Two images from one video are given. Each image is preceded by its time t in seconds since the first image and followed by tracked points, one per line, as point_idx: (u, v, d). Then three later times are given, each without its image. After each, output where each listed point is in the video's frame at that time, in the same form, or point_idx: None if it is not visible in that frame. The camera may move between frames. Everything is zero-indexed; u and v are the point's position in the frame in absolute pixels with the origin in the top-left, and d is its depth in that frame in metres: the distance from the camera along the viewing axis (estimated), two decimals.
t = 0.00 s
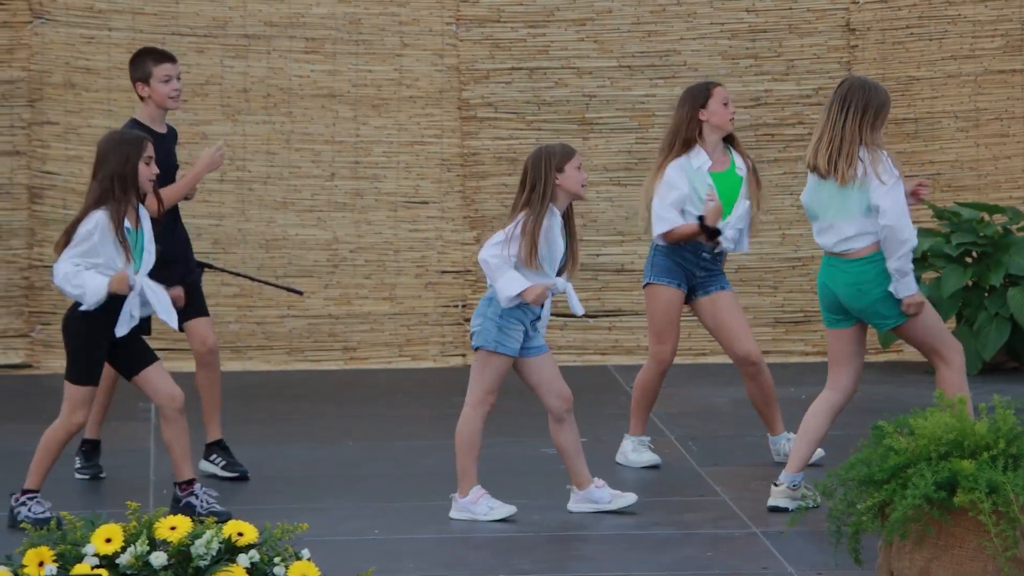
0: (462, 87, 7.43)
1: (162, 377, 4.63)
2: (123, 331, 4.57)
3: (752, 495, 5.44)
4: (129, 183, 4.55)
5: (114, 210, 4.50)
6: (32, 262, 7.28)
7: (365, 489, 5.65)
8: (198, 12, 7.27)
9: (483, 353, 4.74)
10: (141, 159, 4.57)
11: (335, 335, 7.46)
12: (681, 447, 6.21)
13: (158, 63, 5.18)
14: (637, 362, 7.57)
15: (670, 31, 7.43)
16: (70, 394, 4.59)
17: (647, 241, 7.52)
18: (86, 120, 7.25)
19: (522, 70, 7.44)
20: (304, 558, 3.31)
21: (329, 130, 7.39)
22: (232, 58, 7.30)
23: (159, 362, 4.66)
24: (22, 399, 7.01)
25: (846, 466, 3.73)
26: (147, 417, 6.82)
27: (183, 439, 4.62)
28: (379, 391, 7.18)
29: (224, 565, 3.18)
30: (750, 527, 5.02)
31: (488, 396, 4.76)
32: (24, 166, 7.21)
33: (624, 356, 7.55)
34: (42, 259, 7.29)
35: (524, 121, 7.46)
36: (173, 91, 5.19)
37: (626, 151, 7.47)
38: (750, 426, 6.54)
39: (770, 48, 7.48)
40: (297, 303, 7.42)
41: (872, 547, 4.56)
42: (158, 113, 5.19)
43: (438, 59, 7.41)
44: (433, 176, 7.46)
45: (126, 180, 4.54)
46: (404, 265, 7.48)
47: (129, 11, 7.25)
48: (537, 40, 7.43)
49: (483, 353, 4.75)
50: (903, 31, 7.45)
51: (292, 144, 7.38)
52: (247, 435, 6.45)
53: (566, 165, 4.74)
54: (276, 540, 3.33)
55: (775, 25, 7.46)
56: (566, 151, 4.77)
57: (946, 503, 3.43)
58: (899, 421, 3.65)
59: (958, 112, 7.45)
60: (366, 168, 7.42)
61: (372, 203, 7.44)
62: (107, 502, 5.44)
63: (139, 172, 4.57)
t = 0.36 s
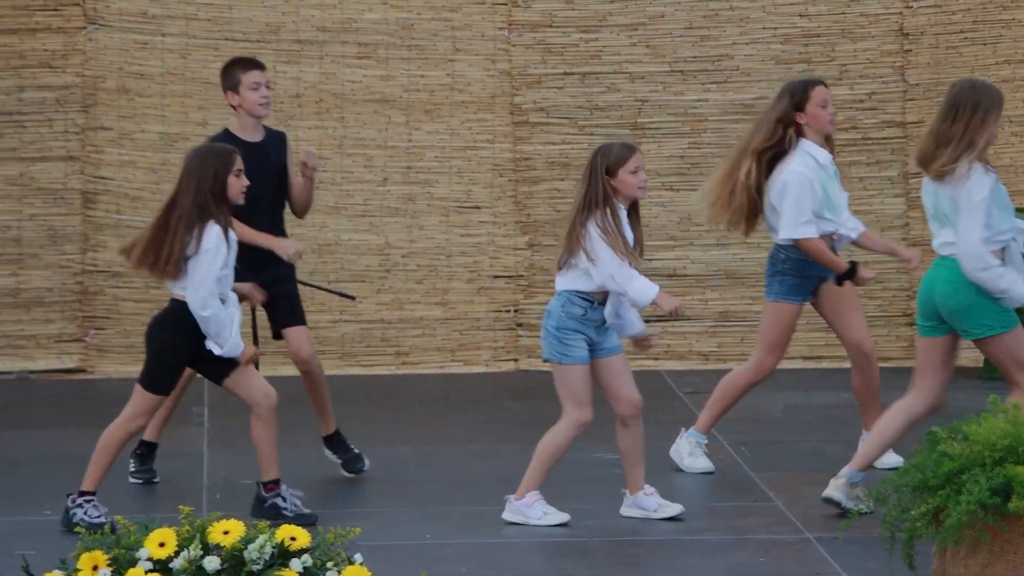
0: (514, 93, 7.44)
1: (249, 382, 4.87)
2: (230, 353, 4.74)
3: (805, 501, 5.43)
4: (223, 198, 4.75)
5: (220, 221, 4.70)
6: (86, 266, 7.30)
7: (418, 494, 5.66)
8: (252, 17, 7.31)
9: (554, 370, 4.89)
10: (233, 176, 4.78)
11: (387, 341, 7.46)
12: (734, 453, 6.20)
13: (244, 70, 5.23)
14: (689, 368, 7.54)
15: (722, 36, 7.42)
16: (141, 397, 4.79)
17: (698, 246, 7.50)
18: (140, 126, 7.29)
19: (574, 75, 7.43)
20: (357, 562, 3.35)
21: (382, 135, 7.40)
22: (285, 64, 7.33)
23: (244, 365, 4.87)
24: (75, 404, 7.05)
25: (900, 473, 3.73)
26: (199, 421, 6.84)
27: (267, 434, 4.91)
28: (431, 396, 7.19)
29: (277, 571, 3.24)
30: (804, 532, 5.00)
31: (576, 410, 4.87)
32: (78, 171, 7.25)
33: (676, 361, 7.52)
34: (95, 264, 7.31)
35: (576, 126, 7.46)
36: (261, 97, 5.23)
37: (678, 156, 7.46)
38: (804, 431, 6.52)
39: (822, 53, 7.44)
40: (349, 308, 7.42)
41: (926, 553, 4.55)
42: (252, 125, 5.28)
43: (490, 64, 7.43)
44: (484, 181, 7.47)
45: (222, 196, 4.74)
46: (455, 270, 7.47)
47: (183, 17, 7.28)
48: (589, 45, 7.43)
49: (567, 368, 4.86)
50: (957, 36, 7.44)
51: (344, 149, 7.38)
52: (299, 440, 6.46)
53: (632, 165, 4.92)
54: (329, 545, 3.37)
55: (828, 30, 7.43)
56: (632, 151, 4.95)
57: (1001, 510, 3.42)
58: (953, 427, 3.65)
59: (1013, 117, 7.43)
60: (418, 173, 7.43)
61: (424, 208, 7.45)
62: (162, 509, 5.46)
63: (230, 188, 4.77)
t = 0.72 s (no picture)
0: (568, 96, 7.43)
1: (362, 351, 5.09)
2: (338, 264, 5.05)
3: (860, 505, 5.42)
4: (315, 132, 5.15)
5: (302, 152, 5.12)
6: (141, 270, 7.32)
7: (471, 498, 5.67)
8: (306, 21, 7.34)
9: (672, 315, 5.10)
10: (321, 111, 5.12)
11: (440, 344, 7.46)
12: (787, 457, 6.17)
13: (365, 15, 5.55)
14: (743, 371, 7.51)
15: (777, 39, 7.38)
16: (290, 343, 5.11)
17: (752, 249, 7.42)
18: (195, 129, 7.32)
19: (627, 79, 7.42)
20: (409, 564, 3.44)
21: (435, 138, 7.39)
22: (340, 67, 7.37)
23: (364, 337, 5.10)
24: (131, 406, 7.08)
25: (956, 477, 3.73)
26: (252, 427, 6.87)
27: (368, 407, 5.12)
28: (484, 399, 7.22)
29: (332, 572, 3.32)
30: (857, 536, 4.99)
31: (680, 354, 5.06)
32: (134, 174, 7.28)
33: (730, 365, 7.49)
34: (151, 267, 7.33)
35: (630, 129, 7.44)
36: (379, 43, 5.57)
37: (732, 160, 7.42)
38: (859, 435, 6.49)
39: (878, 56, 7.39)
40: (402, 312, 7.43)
41: (982, 558, 4.52)
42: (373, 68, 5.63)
43: (543, 68, 7.42)
44: (538, 185, 7.46)
45: (313, 131, 5.15)
46: (509, 274, 7.47)
47: (239, 20, 7.32)
48: (643, 48, 7.41)
49: (678, 314, 5.06)
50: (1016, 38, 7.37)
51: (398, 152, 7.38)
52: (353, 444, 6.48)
53: (694, 115, 5.11)
54: (382, 547, 3.46)
55: (884, 32, 7.38)
56: (700, 99, 5.12)
57: None
58: (1010, 432, 3.65)
59: None
60: (471, 177, 7.43)
61: (477, 211, 7.44)
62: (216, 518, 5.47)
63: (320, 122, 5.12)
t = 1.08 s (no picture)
0: (617, 97, 7.41)
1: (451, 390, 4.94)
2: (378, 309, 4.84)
3: (911, 507, 5.40)
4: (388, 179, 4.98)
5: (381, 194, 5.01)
6: (191, 271, 7.35)
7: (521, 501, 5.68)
8: (356, 22, 7.33)
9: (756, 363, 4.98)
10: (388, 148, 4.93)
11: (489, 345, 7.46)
12: (837, 459, 6.14)
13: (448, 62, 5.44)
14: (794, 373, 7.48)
15: (828, 40, 7.33)
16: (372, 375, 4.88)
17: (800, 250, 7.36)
18: (245, 130, 7.34)
19: (677, 80, 7.38)
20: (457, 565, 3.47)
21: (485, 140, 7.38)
22: (390, 68, 7.36)
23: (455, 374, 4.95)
24: (180, 406, 7.12)
25: (1008, 480, 3.72)
26: (301, 428, 6.89)
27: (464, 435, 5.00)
28: (533, 400, 7.22)
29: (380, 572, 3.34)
30: (908, 539, 4.98)
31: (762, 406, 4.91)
32: (184, 175, 7.31)
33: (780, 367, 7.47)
34: (201, 268, 7.36)
35: (680, 130, 7.40)
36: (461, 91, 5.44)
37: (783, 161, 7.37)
38: (909, 438, 6.47)
39: (930, 57, 7.32)
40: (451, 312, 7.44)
41: None
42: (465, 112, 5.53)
43: (593, 69, 7.40)
44: (587, 186, 7.44)
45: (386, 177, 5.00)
46: (558, 275, 7.46)
47: (288, 22, 7.32)
48: (694, 49, 7.37)
49: (750, 364, 4.98)
50: None
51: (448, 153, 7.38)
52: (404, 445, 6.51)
53: (763, 165, 5.04)
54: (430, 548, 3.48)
55: (935, 33, 7.31)
56: (771, 148, 5.04)
57: None
58: None
59: None
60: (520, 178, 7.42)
61: (526, 212, 7.44)
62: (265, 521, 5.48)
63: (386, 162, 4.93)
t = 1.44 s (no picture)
0: (660, 97, 7.40)
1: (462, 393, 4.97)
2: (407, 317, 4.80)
3: (953, 508, 5.40)
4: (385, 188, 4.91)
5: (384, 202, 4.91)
6: (234, 271, 7.37)
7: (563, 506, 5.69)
8: (399, 22, 7.33)
9: (762, 366, 4.95)
10: (394, 156, 4.85)
11: (531, 345, 7.46)
12: (880, 461, 6.13)
13: (451, 69, 5.37)
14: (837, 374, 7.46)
15: (872, 40, 7.29)
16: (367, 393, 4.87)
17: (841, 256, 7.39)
18: (288, 131, 7.35)
19: (720, 80, 7.36)
20: (498, 565, 3.58)
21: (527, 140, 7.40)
22: (433, 68, 7.35)
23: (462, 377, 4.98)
24: (223, 406, 7.13)
25: None
26: (343, 427, 6.92)
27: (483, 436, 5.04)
28: (574, 400, 7.22)
29: (423, 572, 3.46)
30: (953, 541, 4.98)
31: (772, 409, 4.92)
32: (227, 176, 7.33)
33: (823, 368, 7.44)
34: (243, 268, 7.37)
35: (723, 130, 7.39)
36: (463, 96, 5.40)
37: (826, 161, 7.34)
38: (953, 439, 6.44)
39: (974, 57, 7.26)
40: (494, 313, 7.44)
41: None
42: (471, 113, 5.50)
43: (636, 69, 7.40)
44: (629, 186, 7.44)
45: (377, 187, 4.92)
46: (600, 275, 7.46)
47: (331, 22, 7.32)
48: (737, 49, 7.34)
49: (760, 367, 4.95)
50: None
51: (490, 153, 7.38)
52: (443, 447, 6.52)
53: (791, 168, 4.97)
54: (472, 549, 3.59)
55: (980, 33, 7.25)
56: (799, 150, 4.97)
57: None
58: None
59: None
60: (563, 178, 7.42)
61: (569, 212, 7.44)
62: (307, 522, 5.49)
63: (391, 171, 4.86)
